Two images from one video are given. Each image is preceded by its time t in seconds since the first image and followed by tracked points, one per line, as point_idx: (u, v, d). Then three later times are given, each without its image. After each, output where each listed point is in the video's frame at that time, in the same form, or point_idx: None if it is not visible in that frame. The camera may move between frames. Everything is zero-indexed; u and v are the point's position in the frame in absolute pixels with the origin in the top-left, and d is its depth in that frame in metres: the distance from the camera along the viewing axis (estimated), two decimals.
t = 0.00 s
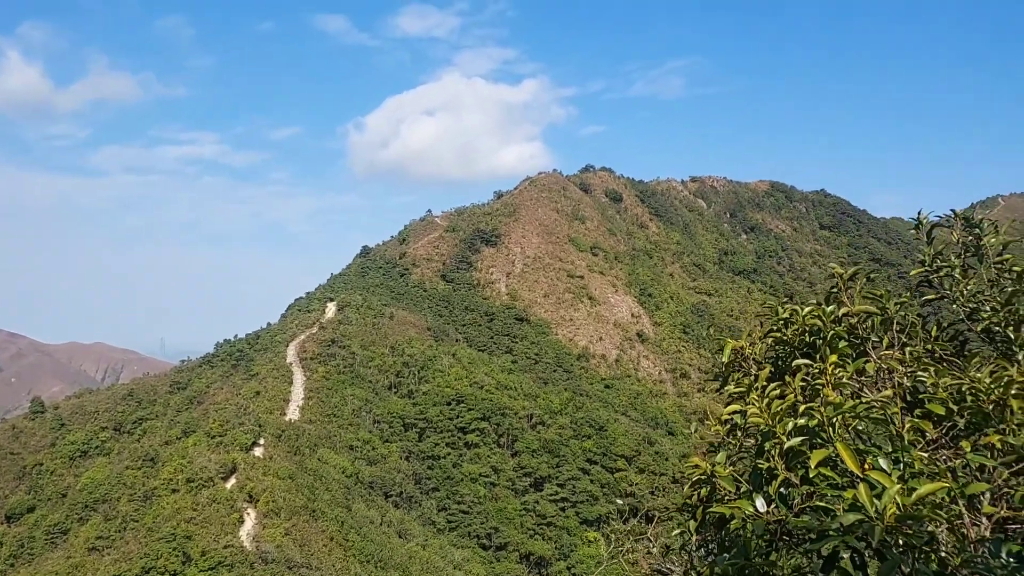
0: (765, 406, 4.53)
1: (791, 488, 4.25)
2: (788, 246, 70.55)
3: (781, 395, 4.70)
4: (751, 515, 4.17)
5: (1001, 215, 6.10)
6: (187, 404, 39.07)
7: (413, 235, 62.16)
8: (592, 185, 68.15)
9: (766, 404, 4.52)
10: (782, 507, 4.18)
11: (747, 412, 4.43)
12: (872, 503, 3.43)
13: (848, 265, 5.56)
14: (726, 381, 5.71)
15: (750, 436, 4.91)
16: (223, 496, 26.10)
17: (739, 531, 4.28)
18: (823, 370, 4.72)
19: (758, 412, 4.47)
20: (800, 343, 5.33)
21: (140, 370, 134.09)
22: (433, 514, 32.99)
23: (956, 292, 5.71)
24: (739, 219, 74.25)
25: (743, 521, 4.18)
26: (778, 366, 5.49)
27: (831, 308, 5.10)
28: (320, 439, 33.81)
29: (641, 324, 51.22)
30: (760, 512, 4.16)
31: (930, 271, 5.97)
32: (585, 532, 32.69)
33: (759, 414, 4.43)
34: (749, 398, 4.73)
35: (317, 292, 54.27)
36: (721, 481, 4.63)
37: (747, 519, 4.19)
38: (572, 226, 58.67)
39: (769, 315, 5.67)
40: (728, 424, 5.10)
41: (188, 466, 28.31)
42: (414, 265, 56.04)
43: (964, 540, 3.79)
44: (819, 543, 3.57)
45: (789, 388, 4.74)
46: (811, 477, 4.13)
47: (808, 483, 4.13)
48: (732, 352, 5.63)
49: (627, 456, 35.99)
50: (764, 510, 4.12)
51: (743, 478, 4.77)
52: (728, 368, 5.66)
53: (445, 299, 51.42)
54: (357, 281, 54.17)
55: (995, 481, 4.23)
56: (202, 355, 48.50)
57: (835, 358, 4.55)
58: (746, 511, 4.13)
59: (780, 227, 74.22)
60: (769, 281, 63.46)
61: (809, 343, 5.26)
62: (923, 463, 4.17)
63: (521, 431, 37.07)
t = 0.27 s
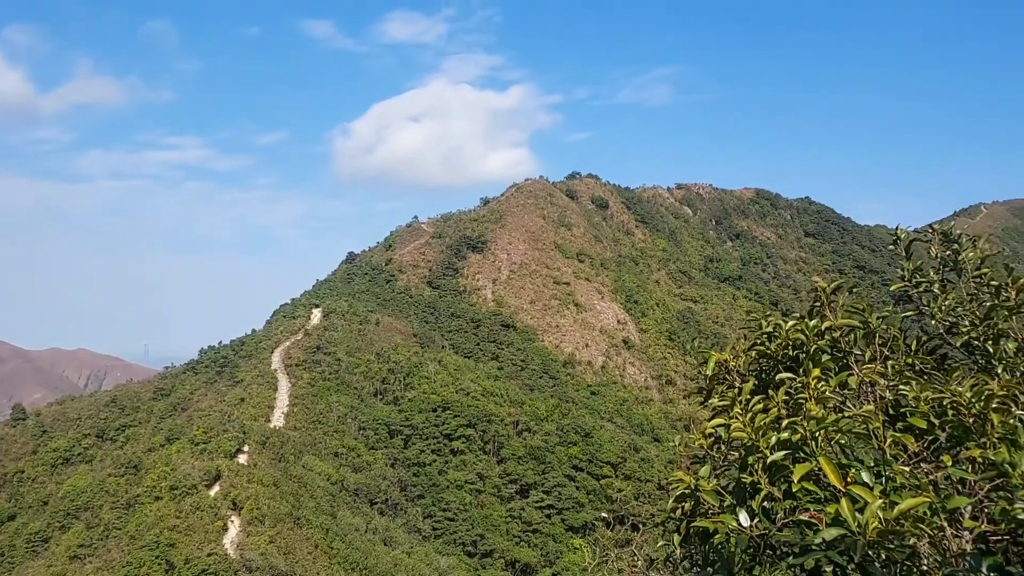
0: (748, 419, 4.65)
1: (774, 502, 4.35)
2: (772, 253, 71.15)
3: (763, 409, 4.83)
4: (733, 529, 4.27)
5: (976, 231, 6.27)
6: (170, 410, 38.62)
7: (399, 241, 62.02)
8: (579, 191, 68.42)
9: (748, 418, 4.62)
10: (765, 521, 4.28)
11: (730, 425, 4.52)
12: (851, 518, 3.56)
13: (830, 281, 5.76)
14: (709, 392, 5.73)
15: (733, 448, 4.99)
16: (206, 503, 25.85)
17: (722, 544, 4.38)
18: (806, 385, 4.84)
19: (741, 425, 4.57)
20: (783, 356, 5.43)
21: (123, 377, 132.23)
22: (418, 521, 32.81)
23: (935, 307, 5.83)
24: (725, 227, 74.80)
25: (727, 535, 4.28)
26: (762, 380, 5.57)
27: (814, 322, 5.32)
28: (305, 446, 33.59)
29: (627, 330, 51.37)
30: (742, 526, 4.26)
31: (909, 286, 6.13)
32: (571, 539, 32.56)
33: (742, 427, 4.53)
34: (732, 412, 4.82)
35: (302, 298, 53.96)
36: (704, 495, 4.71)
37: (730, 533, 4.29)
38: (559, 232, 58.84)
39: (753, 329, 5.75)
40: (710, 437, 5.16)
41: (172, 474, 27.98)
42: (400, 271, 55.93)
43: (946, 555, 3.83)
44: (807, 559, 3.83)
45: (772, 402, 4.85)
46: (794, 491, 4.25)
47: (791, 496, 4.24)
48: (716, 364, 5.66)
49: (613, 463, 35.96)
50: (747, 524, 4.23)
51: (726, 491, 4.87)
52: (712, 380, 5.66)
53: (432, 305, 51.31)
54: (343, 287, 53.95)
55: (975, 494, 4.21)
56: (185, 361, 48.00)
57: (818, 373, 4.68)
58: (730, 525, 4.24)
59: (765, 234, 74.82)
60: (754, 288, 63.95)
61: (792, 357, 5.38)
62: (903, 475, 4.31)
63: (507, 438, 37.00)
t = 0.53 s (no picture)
0: (736, 429, 4.72)
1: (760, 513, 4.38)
2: (762, 257, 71.53)
3: (751, 418, 4.90)
4: (721, 541, 4.30)
5: (964, 239, 6.38)
6: (158, 414, 38.28)
7: (390, 244, 61.90)
8: (570, 195, 68.60)
9: (736, 427, 4.68)
10: (752, 532, 4.30)
11: (718, 435, 4.58)
12: (840, 528, 3.60)
13: (818, 290, 5.80)
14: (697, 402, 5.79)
15: (719, 459, 5.04)
16: (195, 507, 25.72)
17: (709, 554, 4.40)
18: (795, 395, 4.89)
19: (729, 435, 4.62)
20: (771, 365, 5.49)
21: (111, 380, 130.96)
22: (407, 525, 32.71)
23: (925, 314, 5.88)
24: (715, 230, 75.17)
25: (715, 545, 4.30)
26: (751, 388, 5.62)
27: (802, 331, 5.32)
28: (294, 450, 33.44)
29: (617, 333, 51.47)
30: (730, 537, 4.29)
31: (899, 292, 6.23)
32: (561, 542, 32.48)
33: (730, 437, 4.59)
34: (720, 422, 4.85)
35: (292, 301, 53.71)
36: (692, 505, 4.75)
37: (719, 542, 4.32)
38: (550, 235, 58.93)
39: (742, 336, 5.80)
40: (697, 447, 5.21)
41: (160, 477, 27.71)
42: (390, 274, 55.79)
43: (931, 565, 3.86)
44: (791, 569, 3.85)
45: (759, 413, 4.90)
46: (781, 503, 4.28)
47: (779, 507, 4.27)
48: (704, 372, 5.72)
49: (603, 466, 35.93)
50: (733, 535, 4.26)
51: (712, 500, 4.90)
52: (702, 388, 5.73)
53: (422, 308, 51.21)
54: (333, 290, 53.74)
55: (961, 503, 4.26)
56: (174, 364, 47.64)
57: (806, 383, 4.74)
58: (718, 535, 4.27)
59: (755, 238, 75.22)
60: (744, 291, 64.26)
61: (781, 366, 5.42)
62: (889, 485, 4.37)
63: (497, 441, 36.92)
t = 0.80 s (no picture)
0: (726, 436, 4.76)
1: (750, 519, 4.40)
2: (754, 258, 71.82)
3: (741, 424, 4.94)
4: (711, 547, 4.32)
5: (958, 242, 6.43)
6: (149, 414, 38.06)
7: (382, 244, 61.79)
8: (563, 195, 68.70)
9: (725, 434, 4.72)
10: (740, 538, 4.33)
11: (708, 442, 4.61)
12: (827, 534, 3.63)
13: (807, 296, 5.87)
14: (687, 408, 5.84)
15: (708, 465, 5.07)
16: (187, 507, 25.63)
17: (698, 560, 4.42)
18: (783, 402, 4.94)
19: (719, 442, 4.67)
20: (761, 371, 5.54)
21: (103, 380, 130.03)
22: (400, 525, 32.67)
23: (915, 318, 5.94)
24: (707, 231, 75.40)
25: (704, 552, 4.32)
26: (740, 393, 5.67)
27: (790, 337, 5.40)
28: (286, 450, 33.34)
29: (610, 334, 51.55)
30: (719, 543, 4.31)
31: (889, 296, 6.28)
32: (554, 543, 32.44)
33: (720, 444, 4.62)
34: (710, 429, 4.90)
35: (284, 301, 53.54)
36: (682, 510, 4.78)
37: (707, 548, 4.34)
38: (542, 235, 58.99)
39: (732, 342, 5.85)
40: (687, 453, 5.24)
41: (151, 478, 27.56)
42: (383, 274, 55.70)
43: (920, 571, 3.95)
44: None
45: (749, 419, 4.94)
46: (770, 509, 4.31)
47: (768, 512, 4.30)
48: (695, 378, 5.77)
49: (596, 467, 35.94)
50: (722, 542, 4.28)
51: (702, 506, 4.93)
52: (692, 393, 5.77)
53: (415, 309, 51.15)
54: (326, 290, 53.60)
55: (948, 509, 4.31)
56: (165, 364, 47.38)
57: (795, 389, 4.80)
58: (707, 542, 4.30)
59: (747, 239, 75.54)
60: (736, 291, 64.51)
61: (771, 372, 5.47)
62: (877, 492, 4.40)
63: (490, 441, 36.90)
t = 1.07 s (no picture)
0: (714, 442, 4.79)
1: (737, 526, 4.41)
2: (745, 257, 72.14)
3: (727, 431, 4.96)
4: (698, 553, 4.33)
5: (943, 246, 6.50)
6: (138, 413, 37.77)
7: (373, 242, 61.63)
8: (554, 194, 68.78)
9: (712, 440, 4.74)
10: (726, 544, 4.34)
11: (695, 448, 4.64)
12: (813, 541, 3.64)
13: (794, 302, 5.89)
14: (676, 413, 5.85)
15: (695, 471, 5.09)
16: (176, 506, 25.52)
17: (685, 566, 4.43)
18: (771, 408, 4.97)
19: (706, 448, 4.69)
20: (748, 375, 5.56)
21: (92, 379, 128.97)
22: (391, 524, 32.62)
23: (900, 324, 6.03)
24: (698, 230, 75.68)
25: (690, 558, 4.33)
26: (727, 398, 5.69)
27: (778, 343, 5.44)
28: (276, 449, 33.21)
29: (601, 332, 51.63)
30: (705, 550, 4.32)
31: (875, 301, 6.35)
32: (544, 541, 32.42)
33: (707, 450, 4.64)
34: (698, 435, 4.92)
35: (275, 299, 53.32)
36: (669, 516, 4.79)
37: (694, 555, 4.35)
38: (534, 234, 59.03)
39: (719, 347, 5.88)
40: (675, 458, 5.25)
41: (140, 477, 27.37)
42: (374, 273, 55.57)
43: None
44: None
45: (736, 425, 4.97)
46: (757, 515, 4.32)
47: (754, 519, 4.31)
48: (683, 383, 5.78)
49: (586, 466, 35.95)
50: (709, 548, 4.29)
51: (689, 512, 4.95)
52: (680, 398, 5.78)
53: (406, 308, 51.06)
54: (316, 289, 53.37)
55: (934, 515, 4.36)
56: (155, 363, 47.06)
57: (781, 395, 4.84)
58: (693, 548, 4.31)
59: (738, 238, 75.82)
60: (727, 291, 64.79)
61: (759, 376, 5.49)
62: (863, 498, 4.41)
63: (481, 440, 36.86)
